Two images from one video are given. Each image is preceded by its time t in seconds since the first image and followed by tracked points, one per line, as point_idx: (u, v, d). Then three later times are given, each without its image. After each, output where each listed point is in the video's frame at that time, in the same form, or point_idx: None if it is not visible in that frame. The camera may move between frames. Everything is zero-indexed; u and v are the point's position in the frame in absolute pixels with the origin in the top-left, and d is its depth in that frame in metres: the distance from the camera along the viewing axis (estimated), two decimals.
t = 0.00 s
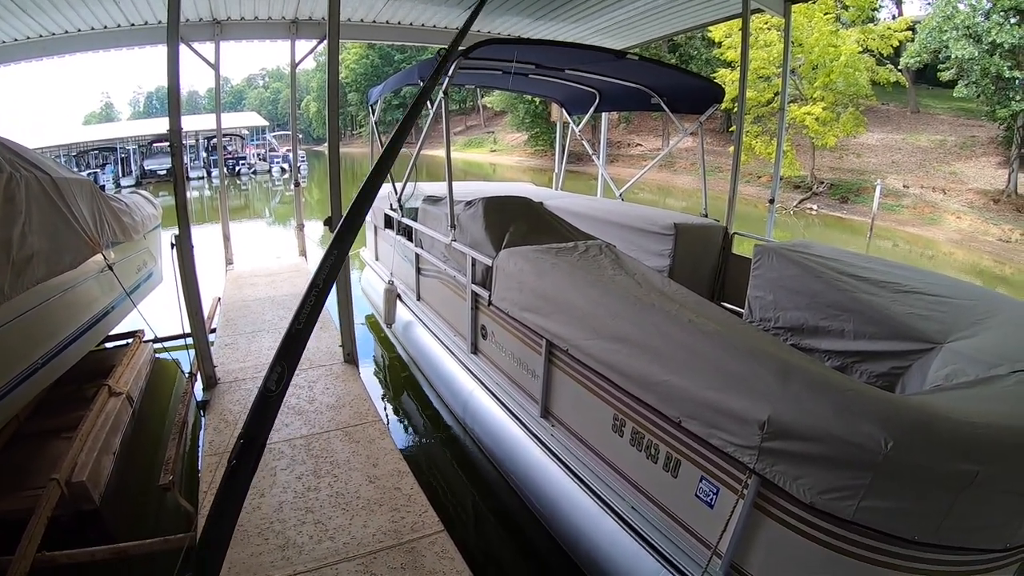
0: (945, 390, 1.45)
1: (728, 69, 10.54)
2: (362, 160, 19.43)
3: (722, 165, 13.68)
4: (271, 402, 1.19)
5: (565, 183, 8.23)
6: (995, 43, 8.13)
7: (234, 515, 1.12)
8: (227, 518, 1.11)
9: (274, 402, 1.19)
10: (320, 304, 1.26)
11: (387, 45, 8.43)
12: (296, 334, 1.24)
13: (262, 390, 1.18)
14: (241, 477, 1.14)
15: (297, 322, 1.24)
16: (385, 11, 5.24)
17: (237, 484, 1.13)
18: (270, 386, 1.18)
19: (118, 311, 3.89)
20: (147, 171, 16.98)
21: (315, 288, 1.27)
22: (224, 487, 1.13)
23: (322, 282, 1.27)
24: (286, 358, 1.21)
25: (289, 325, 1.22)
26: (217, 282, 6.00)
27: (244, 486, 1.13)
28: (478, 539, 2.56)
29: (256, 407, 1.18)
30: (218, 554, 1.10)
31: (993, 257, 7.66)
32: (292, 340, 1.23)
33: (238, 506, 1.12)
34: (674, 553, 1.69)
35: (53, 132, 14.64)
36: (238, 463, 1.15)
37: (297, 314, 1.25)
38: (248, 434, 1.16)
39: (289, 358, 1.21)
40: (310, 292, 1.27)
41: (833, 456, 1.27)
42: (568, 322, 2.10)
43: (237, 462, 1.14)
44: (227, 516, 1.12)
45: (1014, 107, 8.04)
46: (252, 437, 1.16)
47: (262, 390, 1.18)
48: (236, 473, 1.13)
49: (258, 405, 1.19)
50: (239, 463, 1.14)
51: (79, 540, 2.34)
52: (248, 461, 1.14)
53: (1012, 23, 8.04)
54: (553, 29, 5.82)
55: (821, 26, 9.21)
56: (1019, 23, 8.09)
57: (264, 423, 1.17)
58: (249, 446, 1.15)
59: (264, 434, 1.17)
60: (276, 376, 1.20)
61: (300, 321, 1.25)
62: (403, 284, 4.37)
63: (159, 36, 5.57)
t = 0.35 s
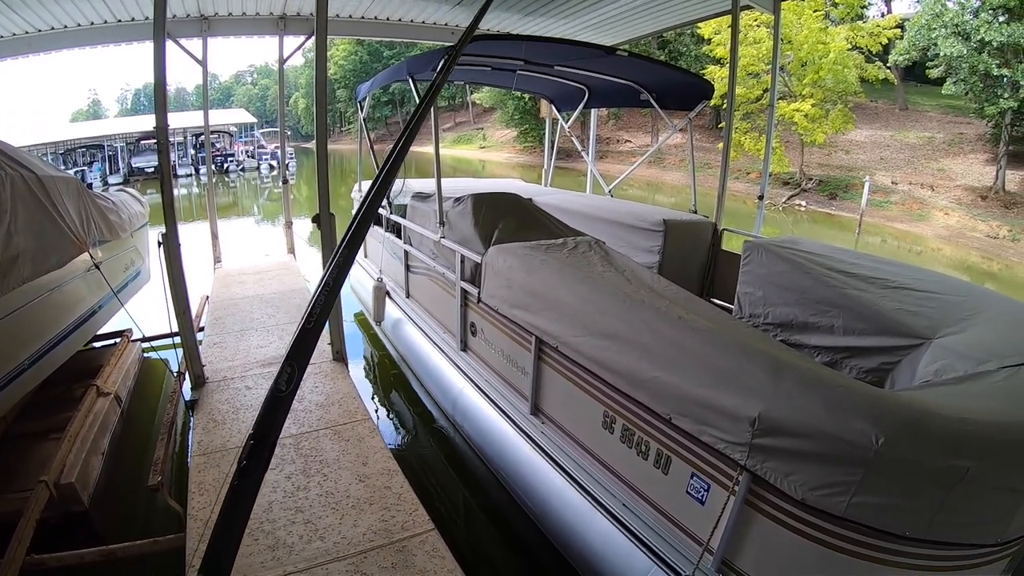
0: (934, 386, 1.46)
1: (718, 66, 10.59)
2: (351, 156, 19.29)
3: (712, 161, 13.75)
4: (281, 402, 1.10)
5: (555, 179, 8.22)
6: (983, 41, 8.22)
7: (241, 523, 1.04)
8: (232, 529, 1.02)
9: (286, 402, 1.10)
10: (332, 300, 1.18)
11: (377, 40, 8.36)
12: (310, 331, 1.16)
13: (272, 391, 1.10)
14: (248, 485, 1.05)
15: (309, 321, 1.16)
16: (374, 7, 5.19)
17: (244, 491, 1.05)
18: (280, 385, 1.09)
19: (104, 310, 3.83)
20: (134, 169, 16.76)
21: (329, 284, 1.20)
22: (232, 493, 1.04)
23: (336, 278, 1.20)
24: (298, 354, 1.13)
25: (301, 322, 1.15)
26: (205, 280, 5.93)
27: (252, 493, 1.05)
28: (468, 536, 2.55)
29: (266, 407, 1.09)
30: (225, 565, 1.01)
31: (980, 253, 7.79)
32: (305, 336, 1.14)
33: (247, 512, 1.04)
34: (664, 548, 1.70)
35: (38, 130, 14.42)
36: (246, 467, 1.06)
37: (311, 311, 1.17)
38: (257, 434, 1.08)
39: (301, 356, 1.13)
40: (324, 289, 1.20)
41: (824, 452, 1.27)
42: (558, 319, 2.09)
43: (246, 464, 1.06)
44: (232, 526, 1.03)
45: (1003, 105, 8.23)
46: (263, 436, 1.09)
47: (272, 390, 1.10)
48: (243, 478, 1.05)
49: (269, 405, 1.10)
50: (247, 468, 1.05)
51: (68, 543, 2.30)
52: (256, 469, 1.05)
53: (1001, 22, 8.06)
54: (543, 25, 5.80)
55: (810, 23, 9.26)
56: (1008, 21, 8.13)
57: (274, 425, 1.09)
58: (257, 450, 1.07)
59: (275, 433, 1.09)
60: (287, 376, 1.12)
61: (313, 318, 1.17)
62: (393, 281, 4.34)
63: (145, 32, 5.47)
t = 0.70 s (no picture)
0: (931, 386, 1.46)
1: (714, 65, 10.62)
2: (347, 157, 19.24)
3: (708, 160, 13.78)
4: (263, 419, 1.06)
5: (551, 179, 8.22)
6: (978, 41, 8.26)
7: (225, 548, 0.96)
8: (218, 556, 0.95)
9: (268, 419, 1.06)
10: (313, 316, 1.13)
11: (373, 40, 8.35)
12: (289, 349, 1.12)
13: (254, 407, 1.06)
14: (231, 507, 0.99)
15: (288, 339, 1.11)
16: (371, 7, 5.18)
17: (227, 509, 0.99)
18: (263, 402, 1.05)
19: (100, 311, 3.81)
20: (129, 169, 16.71)
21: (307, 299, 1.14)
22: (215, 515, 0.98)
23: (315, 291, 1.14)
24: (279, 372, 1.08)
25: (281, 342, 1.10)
26: (201, 281, 5.90)
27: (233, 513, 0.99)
28: (466, 538, 2.54)
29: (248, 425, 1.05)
30: None
31: (976, 252, 7.83)
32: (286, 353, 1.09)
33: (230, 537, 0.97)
34: (662, 549, 1.70)
35: (32, 130, 14.35)
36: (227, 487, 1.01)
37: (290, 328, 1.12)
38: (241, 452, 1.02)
39: (283, 373, 1.08)
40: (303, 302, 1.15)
41: (822, 452, 1.27)
42: (555, 319, 2.08)
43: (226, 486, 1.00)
44: (217, 552, 0.96)
45: (998, 104, 8.29)
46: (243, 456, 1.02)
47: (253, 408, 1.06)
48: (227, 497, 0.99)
49: (250, 424, 1.05)
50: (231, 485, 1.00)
51: (64, 546, 2.28)
52: (240, 488, 1.00)
53: (996, 22, 8.08)
54: (539, 25, 5.80)
55: (806, 23, 9.29)
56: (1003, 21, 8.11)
57: (255, 444, 1.04)
58: (242, 468, 1.00)
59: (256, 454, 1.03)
60: (269, 392, 1.07)
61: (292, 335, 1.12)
62: (389, 282, 4.33)
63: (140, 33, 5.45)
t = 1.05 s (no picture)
0: (931, 390, 1.46)
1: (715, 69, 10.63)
2: (348, 159, 19.26)
3: (709, 164, 13.79)
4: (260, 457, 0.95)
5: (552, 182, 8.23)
6: (979, 45, 8.27)
7: None
8: None
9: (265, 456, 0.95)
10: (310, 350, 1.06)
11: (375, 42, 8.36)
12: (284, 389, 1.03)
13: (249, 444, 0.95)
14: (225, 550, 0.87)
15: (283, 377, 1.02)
16: (372, 9, 5.19)
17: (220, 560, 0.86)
18: (260, 439, 0.94)
19: (100, 312, 3.81)
20: (130, 170, 16.72)
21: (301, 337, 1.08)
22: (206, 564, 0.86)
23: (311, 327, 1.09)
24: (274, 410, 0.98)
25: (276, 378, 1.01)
26: (201, 282, 5.90)
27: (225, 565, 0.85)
28: (465, 540, 2.53)
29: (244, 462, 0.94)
30: None
31: (977, 256, 7.83)
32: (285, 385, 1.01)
33: None
34: (661, 552, 1.69)
35: (34, 130, 14.37)
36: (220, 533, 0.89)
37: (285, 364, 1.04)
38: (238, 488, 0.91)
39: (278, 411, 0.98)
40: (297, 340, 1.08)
41: (822, 456, 1.26)
42: (555, 322, 2.08)
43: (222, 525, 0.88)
44: None
45: (999, 108, 8.31)
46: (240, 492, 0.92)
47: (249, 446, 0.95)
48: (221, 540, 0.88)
49: (244, 463, 0.95)
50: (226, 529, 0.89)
51: (61, 547, 2.27)
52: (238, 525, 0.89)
53: (997, 26, 8.16)
54: (541, 27, 5.80)
55: (806, 27, 9.30)
56: (1004, 25, 8.19)
57: (252, 480, 0.93)
58: (239, 503, 0.90)
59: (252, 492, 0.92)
60: (265, 430, 0.97)
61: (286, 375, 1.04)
62: (389, 284, 4.33)
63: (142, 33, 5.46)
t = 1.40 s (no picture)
0: (934, 387, 1.46)
1: (716, 66, 10.61)
2: (350, 158, 19.27)
3: (710, 162, 13.78)
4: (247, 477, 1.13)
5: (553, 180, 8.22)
6: (981, 41, 8.23)
7: None
8: None
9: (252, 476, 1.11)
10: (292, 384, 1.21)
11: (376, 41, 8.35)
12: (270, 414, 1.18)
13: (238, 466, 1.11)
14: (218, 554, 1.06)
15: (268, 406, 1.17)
16: (374, 8, 5.19)
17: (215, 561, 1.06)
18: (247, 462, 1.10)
19: (103, 311, 3.82)
20: (132, 169, 16.75)
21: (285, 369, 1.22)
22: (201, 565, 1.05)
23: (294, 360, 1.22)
24: (260, 435, 1.15)
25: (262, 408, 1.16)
26: (204, 281, 5.91)
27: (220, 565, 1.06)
28: (467, 538, 2.54)
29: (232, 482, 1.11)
30: None
31: (980, 253, 7.80)
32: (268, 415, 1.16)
33: None
34: (663, 549, 1.70)
35: (37, 130, 14.43)
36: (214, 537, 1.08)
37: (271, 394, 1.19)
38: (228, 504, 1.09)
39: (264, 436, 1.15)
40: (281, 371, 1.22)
41: (824, 454, 1.26)
42: (556, 320, 2.08)
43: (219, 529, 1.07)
44: None
45: (1001, 105, 8.27)
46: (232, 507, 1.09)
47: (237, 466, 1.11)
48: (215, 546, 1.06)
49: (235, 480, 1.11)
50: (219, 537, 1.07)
51: (65, 546, 2.28)
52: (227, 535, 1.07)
53: (999, 22, 8.08)
54: (542, 25, 5.80)
55: (808, 24, 9.27)
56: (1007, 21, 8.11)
57: (240, 498, 1.10)
58: (228, 519, 1.08)
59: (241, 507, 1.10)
60: (252, 452, 1.13)
61: (273, 402, 1.19)
62: (391, 282, 4.33)
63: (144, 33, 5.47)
